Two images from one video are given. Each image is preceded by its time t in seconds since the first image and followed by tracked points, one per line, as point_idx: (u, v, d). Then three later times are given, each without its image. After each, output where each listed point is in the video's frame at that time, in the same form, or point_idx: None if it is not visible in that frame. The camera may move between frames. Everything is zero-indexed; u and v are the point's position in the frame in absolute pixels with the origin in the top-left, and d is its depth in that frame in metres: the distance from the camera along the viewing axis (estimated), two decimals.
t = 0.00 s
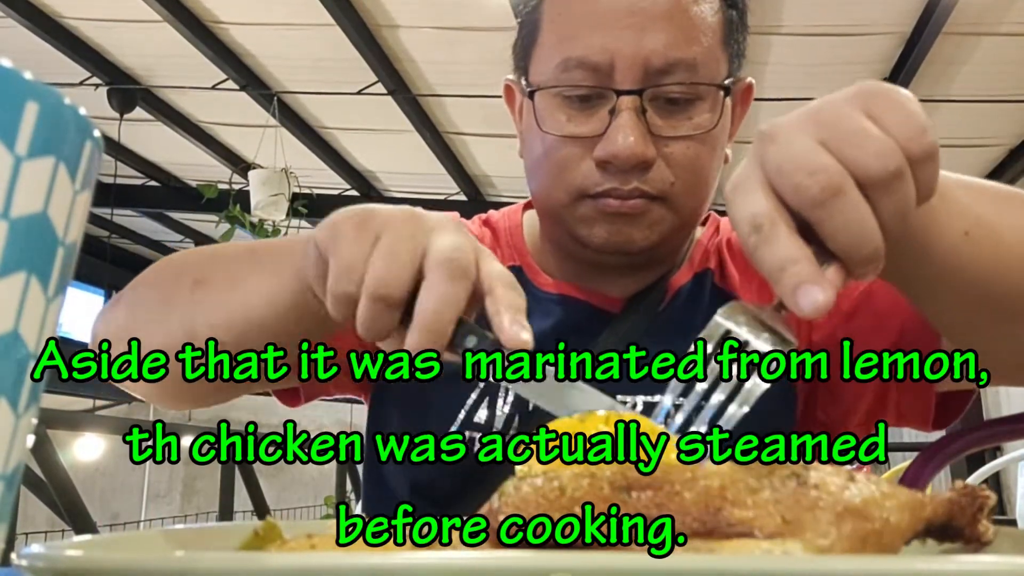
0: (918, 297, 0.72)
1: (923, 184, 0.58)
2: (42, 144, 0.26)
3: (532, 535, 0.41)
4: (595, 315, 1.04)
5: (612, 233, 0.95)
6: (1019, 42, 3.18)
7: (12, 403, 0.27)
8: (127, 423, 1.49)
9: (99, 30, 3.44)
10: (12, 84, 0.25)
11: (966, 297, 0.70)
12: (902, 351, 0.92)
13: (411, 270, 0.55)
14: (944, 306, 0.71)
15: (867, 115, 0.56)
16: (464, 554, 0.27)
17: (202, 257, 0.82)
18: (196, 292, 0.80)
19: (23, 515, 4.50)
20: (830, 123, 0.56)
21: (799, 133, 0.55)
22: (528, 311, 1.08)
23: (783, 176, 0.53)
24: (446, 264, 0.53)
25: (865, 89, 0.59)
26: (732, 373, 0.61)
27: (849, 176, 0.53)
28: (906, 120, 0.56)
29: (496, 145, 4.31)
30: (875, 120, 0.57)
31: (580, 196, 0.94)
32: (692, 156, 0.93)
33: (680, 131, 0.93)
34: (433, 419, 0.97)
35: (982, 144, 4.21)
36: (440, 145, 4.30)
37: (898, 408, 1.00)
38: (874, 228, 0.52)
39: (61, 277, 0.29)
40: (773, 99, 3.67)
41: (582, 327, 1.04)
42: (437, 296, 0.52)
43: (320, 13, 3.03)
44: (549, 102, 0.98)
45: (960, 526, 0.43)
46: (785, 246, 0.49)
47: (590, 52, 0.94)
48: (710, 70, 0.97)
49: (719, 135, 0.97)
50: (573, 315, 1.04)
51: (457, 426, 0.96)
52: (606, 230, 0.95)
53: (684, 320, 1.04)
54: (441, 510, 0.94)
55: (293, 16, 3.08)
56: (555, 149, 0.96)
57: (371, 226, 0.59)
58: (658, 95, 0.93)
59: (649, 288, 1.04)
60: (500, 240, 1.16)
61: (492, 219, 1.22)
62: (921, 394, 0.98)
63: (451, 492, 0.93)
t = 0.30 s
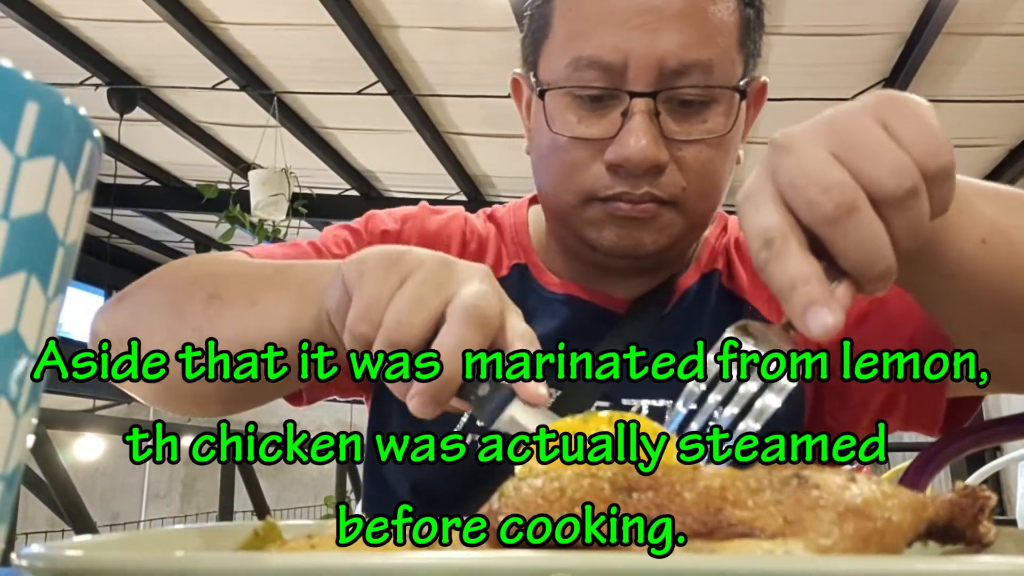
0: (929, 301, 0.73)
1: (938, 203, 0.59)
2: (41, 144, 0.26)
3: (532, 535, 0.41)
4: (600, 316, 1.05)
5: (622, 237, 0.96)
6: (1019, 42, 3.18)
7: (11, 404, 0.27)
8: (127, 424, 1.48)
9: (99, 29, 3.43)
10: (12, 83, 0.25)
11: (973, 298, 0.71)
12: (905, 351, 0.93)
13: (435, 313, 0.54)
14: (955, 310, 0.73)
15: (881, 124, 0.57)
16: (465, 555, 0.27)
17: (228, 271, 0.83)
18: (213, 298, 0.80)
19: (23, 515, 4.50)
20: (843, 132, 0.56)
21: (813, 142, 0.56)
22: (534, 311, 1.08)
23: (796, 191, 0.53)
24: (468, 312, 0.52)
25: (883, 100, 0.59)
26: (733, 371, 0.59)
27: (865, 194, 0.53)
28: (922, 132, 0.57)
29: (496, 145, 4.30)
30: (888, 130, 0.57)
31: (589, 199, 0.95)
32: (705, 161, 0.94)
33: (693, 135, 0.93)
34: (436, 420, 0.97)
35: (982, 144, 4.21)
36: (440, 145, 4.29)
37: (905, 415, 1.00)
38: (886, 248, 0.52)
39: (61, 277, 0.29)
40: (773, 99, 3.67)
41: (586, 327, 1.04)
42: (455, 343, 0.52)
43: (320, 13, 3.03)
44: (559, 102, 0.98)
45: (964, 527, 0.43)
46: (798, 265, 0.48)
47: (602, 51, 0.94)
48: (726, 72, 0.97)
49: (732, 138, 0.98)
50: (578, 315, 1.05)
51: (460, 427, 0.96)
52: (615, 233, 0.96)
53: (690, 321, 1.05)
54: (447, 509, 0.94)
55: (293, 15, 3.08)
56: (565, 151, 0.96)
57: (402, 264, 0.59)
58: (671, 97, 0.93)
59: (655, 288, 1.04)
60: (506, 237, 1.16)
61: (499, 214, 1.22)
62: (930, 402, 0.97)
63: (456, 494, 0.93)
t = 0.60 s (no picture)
0: (936, 313, 0.74)
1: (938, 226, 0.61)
2: (40, 144, 0.26)
3: (532, 535, 0.41)
4: (604, 316, 1.05)
5: (626, 243, 0.97)
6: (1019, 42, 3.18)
7: (11, 404, 0.27)
8: (126, 423, 1.48)
9: (99, 29, 3.44)
10: (12, 82, 0.25)
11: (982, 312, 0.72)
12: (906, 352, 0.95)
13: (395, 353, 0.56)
14: (963, 324, 0.74)
15: (879, 149, 0.59)
16: (466, 556, 0.27)
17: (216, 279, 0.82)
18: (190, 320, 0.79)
19: (22, 514, 4.50)
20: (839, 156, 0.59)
21: (811, 165, 0.59)
22: (538, 310, 1.08)
23: (793, 217, 0.57)
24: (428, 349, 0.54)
25: (884, 122, 0.62)
26: (733, 372, 0.59)
27: (864, 219, 0.56)
28: (919, 155, 0.59)
29: (496, 145, 4.31)
30: (886, 154, 0.60)
31: (595, 204, 0.96)
32: (713, 168, 0.94)
33: (702, 142, 0.94)
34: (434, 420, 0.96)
35: (983, 144, 4.21)
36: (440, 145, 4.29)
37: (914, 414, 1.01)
38: (882, 271, 0.55)
39: (61, 277, 0.29)
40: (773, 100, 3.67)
41: (589, 328, 1.04)
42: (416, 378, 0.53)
43: (320, 13, 3.03)
44: (565, 105, 0.98)
45: (975, 527, 0.42)
46: (792, 288, 0.52)
47: (610, 54, 0.93)
48: (737, 77, 0.96)
49: (741, 144, 0.98)
50: (582, 315, 1.05)
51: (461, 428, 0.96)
52: (620, 238, 0.97)
53: (694, 323, 1.05)
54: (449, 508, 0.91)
55: (292, 15, 3.08)
56: (572, 155, 0.96)
57: (349, 321, 0.59)
58: (681, 104, 0.93)
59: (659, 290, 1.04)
60: (513, 232, 1.16)
61: (505, 209, 1.22)
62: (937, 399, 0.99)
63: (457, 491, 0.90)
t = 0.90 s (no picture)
0: (934, 325, 0.74)
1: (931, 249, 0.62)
2: (40, 143, 0.26)
3: (532, 535, 0.41)
4: (604, 314, 1.05)
5: (625, 240, 0.96)
6: (1018, 41, 3.18)
7: (11, 404, 0.27)
8: (126, 423, 1.48)
9: (99, 29, 3.44)
10: (12, 81, 0.25)
11: (976, 321, 0.73)
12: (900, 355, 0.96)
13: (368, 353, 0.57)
14: (963, 333, 0.74)
15: (877, 172, 0.60)
16: (469, 554, 0.27)
17: (214, 276, 0.82)
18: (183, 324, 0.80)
19: (22, 514, 4.49)
20: (838, 179, 0.60)
21: (810, 189, 0.59)
22: (539, 309, 1.08)
23: (793, 237, 0.57)
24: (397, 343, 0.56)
25: (880, 147, 0.63)
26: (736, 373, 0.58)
27: (863, 242, 0.56)
28: (917, 183, 0.60)
29: (496, 144, 4.30)
30: (884, 178, 0.61)
31: (594, 202, 0.96)
32: (710, 166, 0.94)
33: (698, 139, 0.94)
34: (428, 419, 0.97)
35: (982, 144, 4.21)
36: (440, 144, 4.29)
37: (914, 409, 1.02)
38: (879, 294, 0.54)
39: (61, 275, 0.29)
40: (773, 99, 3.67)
41: (589, 325, 1.04)
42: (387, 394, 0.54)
43: (320, 13, 3.03)
44: (563, 103, 0.98)
45: (977, 523, 0.42)
46: (794, 304, 0.52)
47: (610, 54, 0.93)
48: (734, 76, 0.97)
49: (738, 142, 0.98)
50: (582, 313, 1.05)
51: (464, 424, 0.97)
52: (619, 236, 0.97)
53: (693, 321, 1.05)
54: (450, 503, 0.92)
55: (293, 14, 3.08)
56: (572, 153, 0.96)
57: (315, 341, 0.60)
58: (677, 102, 0.93)
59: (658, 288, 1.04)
60: (515, 231, 1.16)
61: (507, 209, 1.22)
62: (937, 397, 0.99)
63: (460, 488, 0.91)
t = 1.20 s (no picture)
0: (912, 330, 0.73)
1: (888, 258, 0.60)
2: (40, 143, 0.26)
3: (533, 534, 0.41)
4: (603, 312, 1.05)
5: (624, 239, 0.96)
6: (1018, 40, 3.18)
7: (12, 404, 0.27)
8: (125, 422, 1.48)
9: (100, 28, 3.43)
10: (14, 80, 0.25)
11: (953, 323, 0.71)
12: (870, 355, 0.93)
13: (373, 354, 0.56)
14: (943, 337, 0.72)
15: (835, 191, 0.58)
16: (468, 553, 0.27)
17: (215, 279, 0.83)
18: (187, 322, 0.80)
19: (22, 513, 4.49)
20: (798, 199, 0.59)
21: (768, 206, 0.58)
22: (538, 308, 1.08)
23: (748, 253, 0.56)
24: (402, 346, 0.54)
25: (841, 162, 0.61)
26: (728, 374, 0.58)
27: (814, 259, 0.56)
28: (875, 200, 0.58)
29: (496, 143, 4.30)
30: (842, 195, 0.59)
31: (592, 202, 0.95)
32: (707, 165, 0.94)
33: (695, 139, 0.93)
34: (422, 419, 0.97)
35: (982, 143, 4.21)
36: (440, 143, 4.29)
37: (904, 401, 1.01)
38: (833, 309, 0.55)
39: (61, 275, 0.29)
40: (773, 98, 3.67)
41: (587, 323, 1.04)
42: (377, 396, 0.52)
43: (321, 12, 3.03)
44: (563, 104, 0.98)
45: (904, 525, 0.42)
46: (751, 318, 0.53)
47: (608, 55, 0.93)
48: (729, 76, 0.97)
49: (734, 141, 0.98)
50: (581, 312, 1.05)
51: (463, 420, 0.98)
52: (618, 235, 0.96)
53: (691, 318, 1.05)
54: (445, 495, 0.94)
55: (294, 14, 3.09)
56: (571, 154, 0.96)
57: (311, 327, 0.60)
58: (675, 102, 0.93)
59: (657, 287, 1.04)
60: (511, 232, 1.17)
61: (502, 210, 1.22)
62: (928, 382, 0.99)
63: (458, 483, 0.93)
